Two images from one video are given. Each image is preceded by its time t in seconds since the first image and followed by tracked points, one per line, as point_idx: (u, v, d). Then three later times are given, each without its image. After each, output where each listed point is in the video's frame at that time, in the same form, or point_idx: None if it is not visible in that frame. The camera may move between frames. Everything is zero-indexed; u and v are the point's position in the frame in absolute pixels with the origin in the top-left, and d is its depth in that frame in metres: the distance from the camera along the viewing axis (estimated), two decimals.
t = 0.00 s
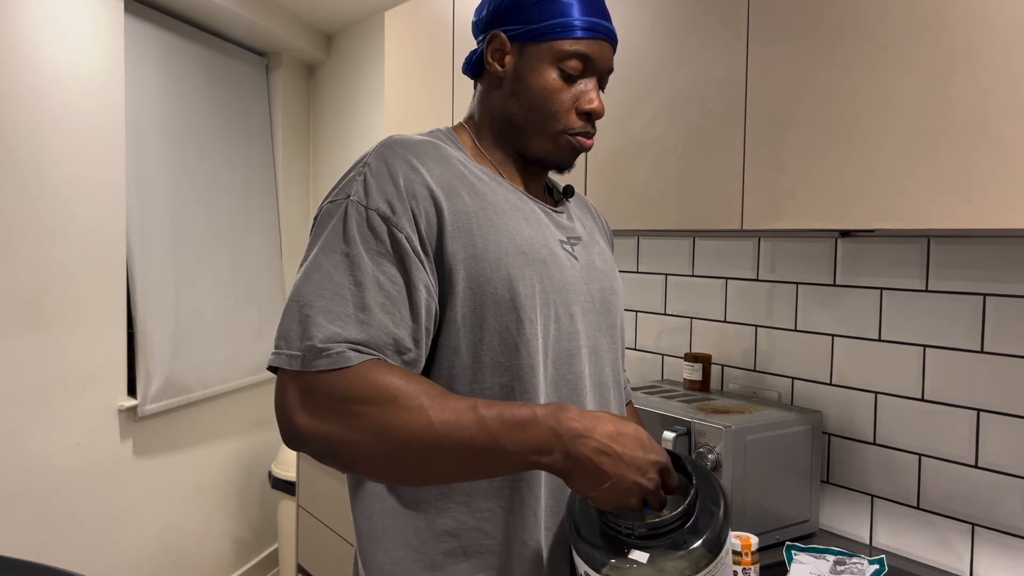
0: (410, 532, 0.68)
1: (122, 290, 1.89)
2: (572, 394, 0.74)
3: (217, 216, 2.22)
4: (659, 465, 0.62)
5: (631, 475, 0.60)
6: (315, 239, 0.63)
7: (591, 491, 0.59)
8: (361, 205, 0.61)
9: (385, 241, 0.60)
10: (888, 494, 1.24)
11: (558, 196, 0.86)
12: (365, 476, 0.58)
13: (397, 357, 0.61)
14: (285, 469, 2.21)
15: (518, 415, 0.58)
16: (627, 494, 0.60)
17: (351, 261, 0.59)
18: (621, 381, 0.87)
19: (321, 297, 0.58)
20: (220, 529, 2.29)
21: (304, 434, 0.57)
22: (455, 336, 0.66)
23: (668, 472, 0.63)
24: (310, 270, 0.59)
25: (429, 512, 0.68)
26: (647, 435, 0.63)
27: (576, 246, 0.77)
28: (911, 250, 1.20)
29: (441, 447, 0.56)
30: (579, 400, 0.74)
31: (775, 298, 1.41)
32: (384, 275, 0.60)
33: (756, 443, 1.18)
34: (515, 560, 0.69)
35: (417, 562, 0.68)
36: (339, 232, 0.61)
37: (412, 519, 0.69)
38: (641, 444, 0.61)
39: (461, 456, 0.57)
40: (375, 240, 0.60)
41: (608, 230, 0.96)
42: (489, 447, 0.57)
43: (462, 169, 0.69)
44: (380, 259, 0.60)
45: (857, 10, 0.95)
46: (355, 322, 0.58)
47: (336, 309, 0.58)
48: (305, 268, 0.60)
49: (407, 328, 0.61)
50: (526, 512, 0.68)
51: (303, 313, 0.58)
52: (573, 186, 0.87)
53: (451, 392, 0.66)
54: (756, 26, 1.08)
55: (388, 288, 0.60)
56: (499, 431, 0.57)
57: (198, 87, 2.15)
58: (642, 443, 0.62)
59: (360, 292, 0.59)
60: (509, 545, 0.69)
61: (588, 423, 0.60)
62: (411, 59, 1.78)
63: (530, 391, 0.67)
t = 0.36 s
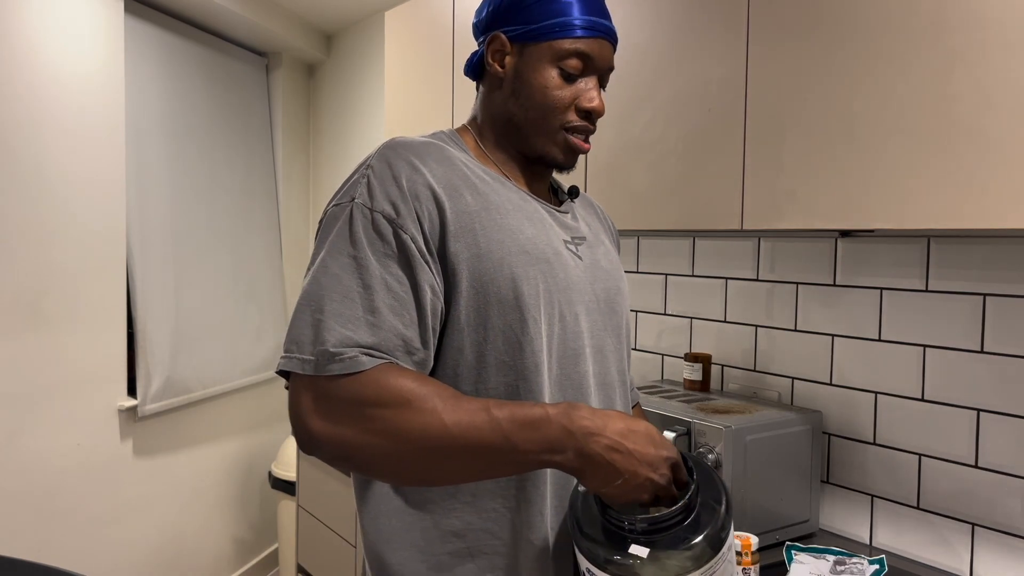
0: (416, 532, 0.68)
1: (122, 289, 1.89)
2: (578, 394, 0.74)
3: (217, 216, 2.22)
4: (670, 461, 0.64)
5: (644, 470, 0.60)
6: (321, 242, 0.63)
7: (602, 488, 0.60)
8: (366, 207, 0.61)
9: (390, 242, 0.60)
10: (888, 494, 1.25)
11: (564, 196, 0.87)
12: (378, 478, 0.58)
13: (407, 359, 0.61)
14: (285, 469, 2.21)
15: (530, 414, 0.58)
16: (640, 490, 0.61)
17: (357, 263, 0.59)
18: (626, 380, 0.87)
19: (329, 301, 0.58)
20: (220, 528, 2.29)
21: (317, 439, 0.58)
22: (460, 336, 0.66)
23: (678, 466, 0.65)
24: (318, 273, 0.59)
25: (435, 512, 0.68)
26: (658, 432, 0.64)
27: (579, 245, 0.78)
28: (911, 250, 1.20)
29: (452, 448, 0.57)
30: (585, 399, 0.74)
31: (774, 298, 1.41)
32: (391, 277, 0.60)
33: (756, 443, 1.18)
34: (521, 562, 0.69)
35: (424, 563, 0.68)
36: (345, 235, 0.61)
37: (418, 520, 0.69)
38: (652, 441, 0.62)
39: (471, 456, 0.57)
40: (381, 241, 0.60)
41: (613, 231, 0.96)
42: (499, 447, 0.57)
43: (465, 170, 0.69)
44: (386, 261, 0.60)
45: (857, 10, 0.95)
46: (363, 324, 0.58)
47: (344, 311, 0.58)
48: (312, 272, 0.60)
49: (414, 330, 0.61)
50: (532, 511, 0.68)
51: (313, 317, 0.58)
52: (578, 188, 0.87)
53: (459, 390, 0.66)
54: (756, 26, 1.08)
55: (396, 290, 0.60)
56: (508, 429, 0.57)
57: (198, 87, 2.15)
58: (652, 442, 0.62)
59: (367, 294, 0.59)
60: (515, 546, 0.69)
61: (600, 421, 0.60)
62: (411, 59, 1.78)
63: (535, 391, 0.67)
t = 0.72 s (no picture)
0: (425, 534, 0.68)
1: (122, 290, 1.88)
2: (586, 395, 0.73)
3: (217, 216, 2.22)
4: (675, 466, 0.63)
5: (647, 477, 0.59)
6: (329, 244, 0.63)
7: (608, 491, 0.59)
8: (373, 209, 0.61)
9: (398, 244, 0.60)
10: (888, 494, 1.25)
11: (570, 196, 0.86)
12: (388, 480, 0.59)
13: (415, 361, 0.61)
14: (285, 469, 2.21)
15: (537, 419, 0.58)
16: (643, 492, 0.60)
17: (365, 266, 0.59)
18: (635, 381, 0.87)
19: (338, 304, 0.58)
20: (219, 528, 2.29)
21: (326, 443, 0.58)
22: (469, 337, 0.67)
23: (683, 469, 0.64)
24: (325, 276, 0.60)
25: (445, 513, 0.69)
26: (665, 437, 0.63)
27: (586, 246, 0.78)
28: (911, 250, 1.20)
29: (460, 451, 0.57)
30: (593, 400, 0.74)
31: (774, 298, 1.41)
32: (398, 279, 0.60)
33: (756, 443, 1.19)
34: (529, 562, 0.69)
35: (431, 563, 0.68)
36: (352, 237, 0.61)
37: (428, 522, 0.69)
38: (658, 447, 0.61)
39: (480, 458, 0.57)
40: (388, 243, 0.60)
41: (620, 232, 0.96)
42: (506, 449, 0.57)
43: (472, 171, 0.69)
44: (393, 263, 0.60)
45: (857, 10, 0.95)
46: (371, 327, 0.58)
47: (352, 314, 0.58)
48: (320, 275, 0.60)
49: (421, 332, 0.61)
50: (543, 512, 0.68)
51: (321, 320, 0.58)
52: (585, 189, 0.87)
53: (466, 395, 0.66)
54: (756, 26, 1.08)
55: (403, 292, 0.60)
56: (515, 432, 0.57)
57: (198, 87, 2.15)
58: (659, 445, 0.61)
59: (375, 297, 0.59)
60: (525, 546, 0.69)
61: (605, 426, 0.59)
62: (411, 59, 1.79)
63: (544, 391, 0.67)
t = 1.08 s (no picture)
0: (431, 534, 0.68)
1: (122, 289, 1.88)
2: (591, 396, 0.73)
3: (217, 216, 2.21)
4: (682, 471, 0.61)
5: (653, 478, 0.59)
6: (335, 246, 0.63)
7: (614, 493, 0.59)
8: (378, 209, 0.62)
9: (403, 244, 0.61)
10: (889, 494, 1.25)
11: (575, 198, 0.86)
12: (396, 482, 0.59)
13: (424, 362, 0.61)
14: (285, 469, 2.21)
15: (543, 419, 0.58)
16: (649, 497, 0.59)
17: (371, 266, 0.60)
18: (638, 383, 0.87)
19: (345, 304, 0.58)
20: (219, 528, 2.28)
21: (335, 445, 0.58)
22: (473, 338, 0.67)
23: (694, 477, 0.62)
24: (332, 277, 0.60)
25: (450, 513, 0.69)
26: (671, 442, 0.62)
27: (592, 246, 0.78)
28: (911, 250, 1.20)
29: (467, 451, 0.57)
30: (597, 400, 0.74)
31: (774, 298, 1.42)
32: (404, 279, 0.60)
33: (756, 443, 1.19)
34: (535, 561, 0.69)
35: (434, 563, 0.68)
36: (358, 237, 0.61)
37: (433, 521, 0.69)
38: (664, 450, 0.60)
39: (487, 460, 0.57)
40: (394, 243, 0.60)
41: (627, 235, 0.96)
42: (514, 450, 0.57)
43: (476, 172, 0.69)
44: (399, 263, 0.60)
45: (858, 10, 0.95)
46: (377, 327, 0.58)
47: (358, 314, 0.58)
48: (327, 275, 0.61)
49: (427, 332, 0.61)
50: (548, 513, 0.69)
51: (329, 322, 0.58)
52: (591, 190, 0.87)
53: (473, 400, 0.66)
54: (756, 26, 1.08)
55: (409, 292, 0.60)
56: (522, 433, 0.57)
57: (198, 87, 2.15)
58: (666, 447, 0.61)
59: (381, 297, 0.59)
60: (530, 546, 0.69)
61: (611, 426, 0.59)
62: (412, 59, 1.79)
63: (548, 391, 0.67)
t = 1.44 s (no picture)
0: (430, 535, 0.69)
1: (122, 290, 1.89)
2: (584, 396, 0.73)
3: (218, 217, 2.22)
4: (669, 475, 0.62)
5: (636, 481, 0.59)
6: (326, 251, 0.64)
7: (599, 496, 0.59)
8: (365, 213, 0.62)
9: (388, 248, 0.61)
10: (889, 494, 1.24)
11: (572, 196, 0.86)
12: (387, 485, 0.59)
13: (413, 365, 0.62)
14: (285, 469, 2.21)
15: (527, 422, 0.58)
16: (634, 500, 0.60)
17: (358, 271, 0.60)
18: (637, 381, 0.87)
19: (333, 309, 0.59)
20: (219, 528, 2.29)
21: (327, 450, 0.59)
22: (464, 338, 0.67)
23: (677, 479, 0.63)
24: (321, 281, 0.60)
25: (448, 513, 0.69)
26: (658, 445, 0.63)
27: (585, 245, 0.77)
28: (911, 250, 1.20)
29: (453, 456, 0.57)
30: (591, 399, 0.74)
31: (774, 298, 1.41)
32: (391, 283, 0.60)
33: (756, 443, 1.18)
34: (529, 564, 0.68)
35: (433, 564, 0.68)
36: (346, 242, 0.61)
37: (431, 522, 0.69)
38: (650, 454, 0.61)
39: (474, 462, 0.57)
40: (380, 247, 0.61)
41: (630, 235, 0.96)
42: (498, 453, 0.57)
43: (464, 173, 0.69)
44: (385, 267, 0.61)
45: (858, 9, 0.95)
46: (365, 332, 0.59)
47: (345, 318, 0.59)
48: (315, 280, 0.61)
49: (415, 335, 0.61)
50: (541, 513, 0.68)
51: (317, 327, 0.59)
52: (589, 189, 0.86)
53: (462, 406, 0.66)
54: (756, 26, 1.08)
55: (396, 296, 0.60)
56: (506, 436, 0.57)
57: (198, 87, 2.15)
58: (650, 450, 0.61)
59: (368, 303, 0.59)
60: (524, 547, 0.69)
61: (595, 429, 0.59)
62: (412, 59, 1.79)
63: (540, 391, 0.67)
